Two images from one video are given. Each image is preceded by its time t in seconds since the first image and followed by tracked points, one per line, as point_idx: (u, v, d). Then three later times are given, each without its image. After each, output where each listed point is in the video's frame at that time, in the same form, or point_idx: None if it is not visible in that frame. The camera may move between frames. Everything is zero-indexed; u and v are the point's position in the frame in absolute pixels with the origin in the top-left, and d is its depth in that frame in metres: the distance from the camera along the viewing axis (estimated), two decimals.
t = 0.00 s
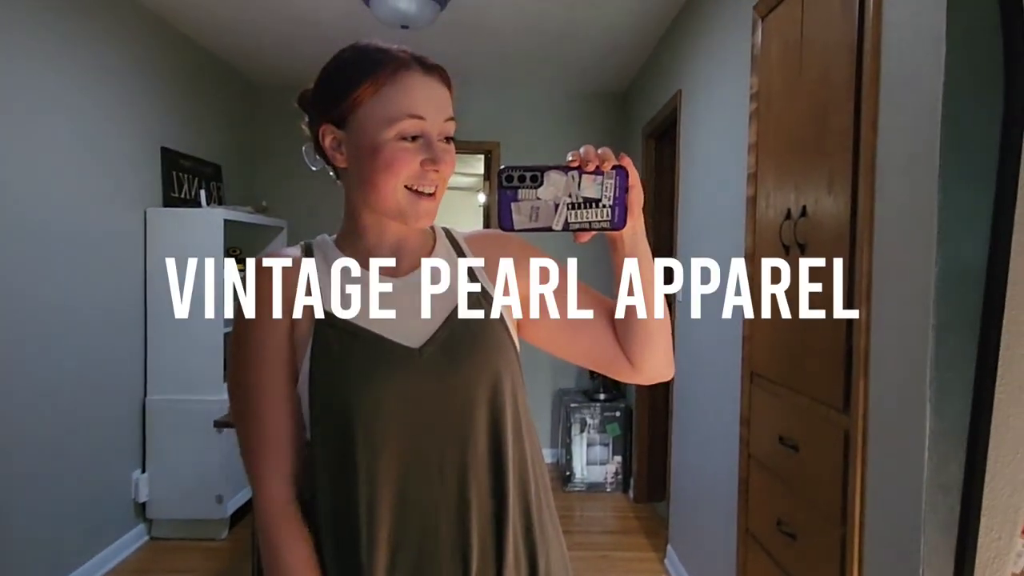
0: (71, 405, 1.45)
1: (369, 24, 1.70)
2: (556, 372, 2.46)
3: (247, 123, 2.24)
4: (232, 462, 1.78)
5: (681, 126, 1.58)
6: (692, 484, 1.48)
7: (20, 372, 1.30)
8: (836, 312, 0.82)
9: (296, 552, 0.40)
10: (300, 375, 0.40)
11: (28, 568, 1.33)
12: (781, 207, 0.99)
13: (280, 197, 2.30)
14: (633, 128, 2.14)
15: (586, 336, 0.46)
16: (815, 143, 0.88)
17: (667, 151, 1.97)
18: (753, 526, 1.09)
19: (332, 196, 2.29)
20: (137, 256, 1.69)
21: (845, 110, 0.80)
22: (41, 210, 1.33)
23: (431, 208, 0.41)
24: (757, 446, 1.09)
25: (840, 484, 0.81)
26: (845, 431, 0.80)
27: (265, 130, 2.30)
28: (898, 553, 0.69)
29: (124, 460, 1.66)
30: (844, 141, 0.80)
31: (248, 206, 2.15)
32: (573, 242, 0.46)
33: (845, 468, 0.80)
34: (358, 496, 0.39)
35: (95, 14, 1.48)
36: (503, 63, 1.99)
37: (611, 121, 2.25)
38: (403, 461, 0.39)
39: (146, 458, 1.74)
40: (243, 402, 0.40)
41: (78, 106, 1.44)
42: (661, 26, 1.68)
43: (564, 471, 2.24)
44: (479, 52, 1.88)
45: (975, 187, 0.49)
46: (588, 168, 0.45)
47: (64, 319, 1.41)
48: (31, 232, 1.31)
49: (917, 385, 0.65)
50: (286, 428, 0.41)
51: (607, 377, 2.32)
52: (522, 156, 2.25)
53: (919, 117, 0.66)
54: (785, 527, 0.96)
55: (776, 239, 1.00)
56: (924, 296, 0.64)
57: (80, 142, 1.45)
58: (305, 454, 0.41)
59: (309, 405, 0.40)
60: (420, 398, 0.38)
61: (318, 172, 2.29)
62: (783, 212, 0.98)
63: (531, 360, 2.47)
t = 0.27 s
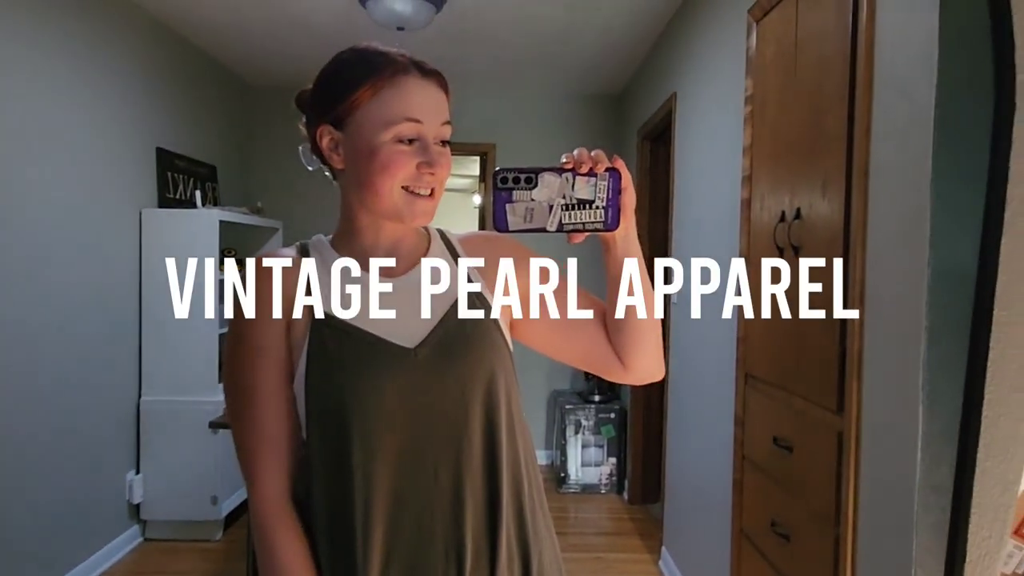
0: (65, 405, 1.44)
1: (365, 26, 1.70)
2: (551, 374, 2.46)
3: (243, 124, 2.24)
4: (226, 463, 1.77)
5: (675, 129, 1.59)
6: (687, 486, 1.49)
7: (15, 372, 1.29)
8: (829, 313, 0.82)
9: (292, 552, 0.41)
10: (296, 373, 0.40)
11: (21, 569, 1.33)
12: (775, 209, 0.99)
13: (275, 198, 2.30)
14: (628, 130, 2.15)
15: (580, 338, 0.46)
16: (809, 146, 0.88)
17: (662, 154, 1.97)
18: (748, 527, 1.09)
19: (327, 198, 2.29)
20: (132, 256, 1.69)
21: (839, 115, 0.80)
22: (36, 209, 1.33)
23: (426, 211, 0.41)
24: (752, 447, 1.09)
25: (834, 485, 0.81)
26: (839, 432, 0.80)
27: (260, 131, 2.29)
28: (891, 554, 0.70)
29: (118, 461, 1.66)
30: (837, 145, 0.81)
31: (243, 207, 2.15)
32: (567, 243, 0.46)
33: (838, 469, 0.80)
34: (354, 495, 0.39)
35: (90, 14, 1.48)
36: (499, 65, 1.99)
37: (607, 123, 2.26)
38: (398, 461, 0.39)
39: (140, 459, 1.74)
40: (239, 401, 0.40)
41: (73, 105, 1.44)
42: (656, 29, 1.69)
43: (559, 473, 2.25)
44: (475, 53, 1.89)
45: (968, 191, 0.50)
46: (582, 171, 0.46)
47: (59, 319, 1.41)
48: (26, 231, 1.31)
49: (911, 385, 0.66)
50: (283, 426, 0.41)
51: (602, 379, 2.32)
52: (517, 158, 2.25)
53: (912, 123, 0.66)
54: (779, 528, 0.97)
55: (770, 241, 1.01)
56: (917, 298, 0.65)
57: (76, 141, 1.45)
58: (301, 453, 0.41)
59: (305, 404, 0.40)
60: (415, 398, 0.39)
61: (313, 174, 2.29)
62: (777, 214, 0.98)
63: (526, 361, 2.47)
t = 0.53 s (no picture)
0: (57, 405, 1.44)
1: (361, 26, 1.70)
2: (545, 375, 2.47)
3: (237, 124, 2.23)
4: (219, 464, 1.76)
5: (670, 130, 1.60)
6: (681, 486, 1.49)
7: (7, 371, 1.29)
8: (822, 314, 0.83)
9: (283, 552, 0.40)
10: (288, 372, 0.40)
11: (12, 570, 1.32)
12: (769, 211, 1.00)
13: (269, 198, 2.29)
14: (623, 132, 2.15)
15: (573, 339, 0.46)
16: (802, 149, 0.89)
17: (657, 155, 1.98)
18: (741, 527, 1.10)
19: (321, 198, 2.29)
20: (125, 256, 1.68)
21: (832, 119, 0.81)
22: (29, 208, 1.33)
23: (418, 210, 0.41)
24: (745, 447, 1.10)
25: (827, 485, 0.82)
26: (832, 432, 0.81)
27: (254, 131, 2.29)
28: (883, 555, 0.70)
29: (110, 461, 1.65)
30: (831, 148, 0.81)
31: (237, 207, 2.14)
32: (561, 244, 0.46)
33: (831, 470, 0.81)
34: (345, 495, 0.39)
35: (84, 12, 1.47)
36: (495, 66, 1.99)
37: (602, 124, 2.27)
38: (390, 460, 0.39)
39: (132, 460, 1.73)
40: (230, 400, 0.40)
41: (67, 104, 1.43)
42: (651, 31, 1.69)
43: (553, 474, 2.25)
44: (470, 54, 1.89)
45: (961, 194, 0.50)
46: (576, 172, 0.46)
47: (52, 318, 1.40)
48: (19, 230, 1.30)
49: (904, 385, 0.66)
50: (274, 425, 0.41)
51: (596, 380, 2.32)
52: (512, 159, 2.26)
53: (904, 127, 0.67)
54: (772, 528, 0.97)
55: (765, 243, 1.01)
56: (911, 299, 0.65)
57: (69, 140, 1.44)
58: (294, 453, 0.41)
59: (297, 403, 0.40)
60: (408, 397, 0.39)
61: (307, 174, 2.29)
62: (771, 216, 0.99)
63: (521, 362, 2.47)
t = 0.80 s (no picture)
0: (49, 405, 1.43)
1: (356, 27, 1.70)
2: (539, 376, 2.47)
3: (231, 123, 2.22)
4: (212, 465, 1.76)
5: (664, 133, 1.60)
6: (674, 488, 1.49)
7: None
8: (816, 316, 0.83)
9: (275, 554, 0.40)
10: (279, 372, 0.40)
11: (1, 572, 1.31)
12: (763, 213, 1.00)
13: (263, 198, 2.28)
14: (617, 134, 2.16)
15: (566, 340, 0.47)
16: (796, 152, 0.89)
17: (651, 158, 1.99)
18: (734, 529, 1.10)
19: (315, 198, 2.28)
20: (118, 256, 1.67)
21: (826, 123, 0.81)
22: (22, 207, 1.32)
23: (414, 203, 0.41)
24: (738, 449, 1.10)
25: (819, 487, 0.82)
26: (825, 435, 0.81)
27: (248, 130, 2.27)
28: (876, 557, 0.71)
29: (101, 462, 1.64)
30: (824, 152, 0.82)
31: (231, 207, 2.14)
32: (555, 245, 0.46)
33: (824, 472, 0.81)
34: (338, 495, 0.39)
35: (78, 10, 1.46)
36: (490, 68, 2.00)
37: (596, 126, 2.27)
38: (383, 461, 0.39)
39: (124, 460, 1.72)
40: (220, 401, 0.40)
41: (60, 102, 1.42)
42: (646, 33, 1.70)
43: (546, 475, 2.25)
44: (466, 56, 1.89)
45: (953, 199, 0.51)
46: (571, 173, 0.46)
47: (44, 318, 1.39)
48: (11, 229, 1.29)
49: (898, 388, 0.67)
50: (265, 426, 0.40)
51: (590, 382, 2.33)
52: (507, 160, 2.26)
53: (897, 131, 0.68)
54: (765, 530, 0.98)
55: (758, 245, 1.01)
56: (904, 302, 0.66)
57: (62, 138, 1.43)
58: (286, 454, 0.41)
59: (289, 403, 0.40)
60: (400, 398, 0.39)
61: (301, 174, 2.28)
62: (765, 218, 0.99)
63: (514, 364, 2.47)
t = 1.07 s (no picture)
0: (43, 405, 1.42)
1: (353, 28, 1.70)
2: (535, 378, 2.47)
3: (227, 123, 2.21)
4: (207, 466, 1.75)
5: (660, 134, 1.60)
6: (670, 489, 1.50)
7: None
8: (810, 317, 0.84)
9: (271, 555, 0.40)
10: (275, 372, 0.40)
11: None
12: (758, 215, 1.01)
13: (260, 198, 2.28)
14: (613, 135, 2.16)
15: (563, 341, 0.47)
16: (791, 154, 0.90)
17: (647, 160, 1.99)
18: (729, 531, 1.10)
19: (312, 199, 2.28)
20: (114, 255, 1.67)
21: (821, 127, 0.82)
22: (18, 207, 1.32)
23: (410, 207, 0.41)
24: (734, 451, 1.10)
25: (814, 489, 0.82)
26: (819, 436, 0.81)
27: (244, 130, 2.27)
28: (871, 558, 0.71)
29: (96, 462, 1.63)
30: (819, 155, 0.82)
31: (227, 207, 2.13)
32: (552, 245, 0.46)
33: (819, 474, 0.81)
34: (335, 496, 0.39)
35: (74, 10, 1.46)
36: (487, 69, 2.00)
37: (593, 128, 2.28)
38: (378, 463, 0.39)
39: (118, 461, 1.71)
40: (216, 402, 0.40)
41: (56, 102, 1.42)
42: (643, 36, 1.70)
43: (542, 476, 2.25)
44: (462, 57, 1.89)
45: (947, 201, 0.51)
46: (567, 174, 0.46)
47: (39, 318, 1.39)
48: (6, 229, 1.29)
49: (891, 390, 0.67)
50: (261, 427, 0.40)
51: (586, 383, 2.33)
52: (503, 161, 2.26)
53: (891, 134, 0.68)
54: (760, 531, 0.98)
55: (754, 247, 1.02)
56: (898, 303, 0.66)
57: (58, 137, 1.43)
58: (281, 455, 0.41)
59: (285, 404, 0.40)
60: (396, 399, 0.39)
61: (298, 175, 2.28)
62: (761, 220, 1.00)
63: (510, 365, 2.47)
